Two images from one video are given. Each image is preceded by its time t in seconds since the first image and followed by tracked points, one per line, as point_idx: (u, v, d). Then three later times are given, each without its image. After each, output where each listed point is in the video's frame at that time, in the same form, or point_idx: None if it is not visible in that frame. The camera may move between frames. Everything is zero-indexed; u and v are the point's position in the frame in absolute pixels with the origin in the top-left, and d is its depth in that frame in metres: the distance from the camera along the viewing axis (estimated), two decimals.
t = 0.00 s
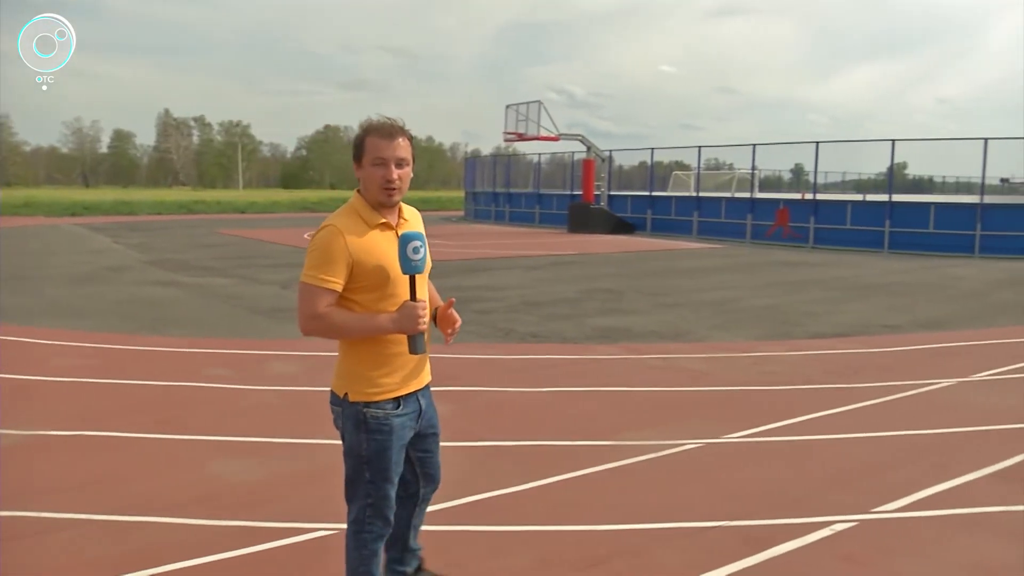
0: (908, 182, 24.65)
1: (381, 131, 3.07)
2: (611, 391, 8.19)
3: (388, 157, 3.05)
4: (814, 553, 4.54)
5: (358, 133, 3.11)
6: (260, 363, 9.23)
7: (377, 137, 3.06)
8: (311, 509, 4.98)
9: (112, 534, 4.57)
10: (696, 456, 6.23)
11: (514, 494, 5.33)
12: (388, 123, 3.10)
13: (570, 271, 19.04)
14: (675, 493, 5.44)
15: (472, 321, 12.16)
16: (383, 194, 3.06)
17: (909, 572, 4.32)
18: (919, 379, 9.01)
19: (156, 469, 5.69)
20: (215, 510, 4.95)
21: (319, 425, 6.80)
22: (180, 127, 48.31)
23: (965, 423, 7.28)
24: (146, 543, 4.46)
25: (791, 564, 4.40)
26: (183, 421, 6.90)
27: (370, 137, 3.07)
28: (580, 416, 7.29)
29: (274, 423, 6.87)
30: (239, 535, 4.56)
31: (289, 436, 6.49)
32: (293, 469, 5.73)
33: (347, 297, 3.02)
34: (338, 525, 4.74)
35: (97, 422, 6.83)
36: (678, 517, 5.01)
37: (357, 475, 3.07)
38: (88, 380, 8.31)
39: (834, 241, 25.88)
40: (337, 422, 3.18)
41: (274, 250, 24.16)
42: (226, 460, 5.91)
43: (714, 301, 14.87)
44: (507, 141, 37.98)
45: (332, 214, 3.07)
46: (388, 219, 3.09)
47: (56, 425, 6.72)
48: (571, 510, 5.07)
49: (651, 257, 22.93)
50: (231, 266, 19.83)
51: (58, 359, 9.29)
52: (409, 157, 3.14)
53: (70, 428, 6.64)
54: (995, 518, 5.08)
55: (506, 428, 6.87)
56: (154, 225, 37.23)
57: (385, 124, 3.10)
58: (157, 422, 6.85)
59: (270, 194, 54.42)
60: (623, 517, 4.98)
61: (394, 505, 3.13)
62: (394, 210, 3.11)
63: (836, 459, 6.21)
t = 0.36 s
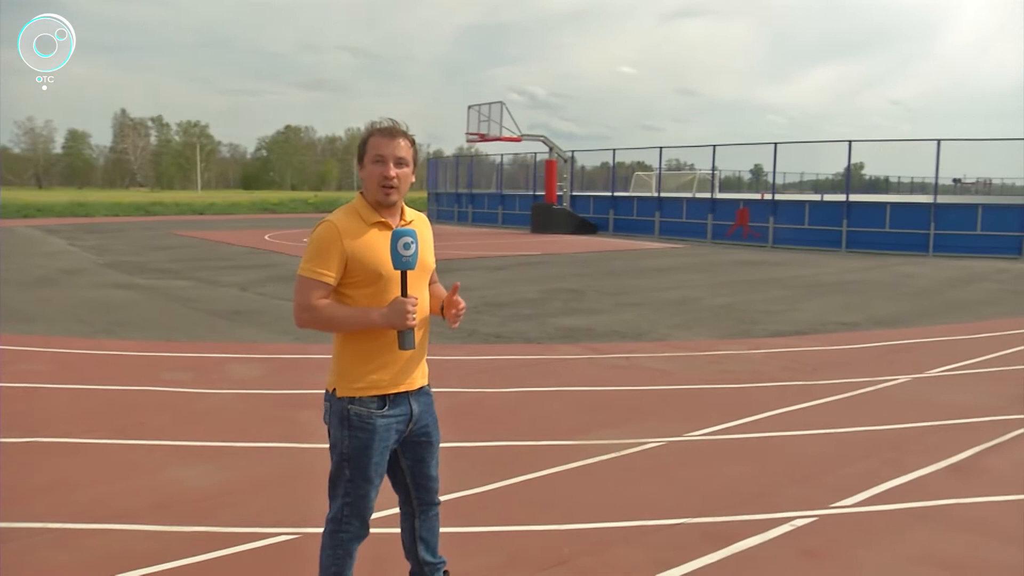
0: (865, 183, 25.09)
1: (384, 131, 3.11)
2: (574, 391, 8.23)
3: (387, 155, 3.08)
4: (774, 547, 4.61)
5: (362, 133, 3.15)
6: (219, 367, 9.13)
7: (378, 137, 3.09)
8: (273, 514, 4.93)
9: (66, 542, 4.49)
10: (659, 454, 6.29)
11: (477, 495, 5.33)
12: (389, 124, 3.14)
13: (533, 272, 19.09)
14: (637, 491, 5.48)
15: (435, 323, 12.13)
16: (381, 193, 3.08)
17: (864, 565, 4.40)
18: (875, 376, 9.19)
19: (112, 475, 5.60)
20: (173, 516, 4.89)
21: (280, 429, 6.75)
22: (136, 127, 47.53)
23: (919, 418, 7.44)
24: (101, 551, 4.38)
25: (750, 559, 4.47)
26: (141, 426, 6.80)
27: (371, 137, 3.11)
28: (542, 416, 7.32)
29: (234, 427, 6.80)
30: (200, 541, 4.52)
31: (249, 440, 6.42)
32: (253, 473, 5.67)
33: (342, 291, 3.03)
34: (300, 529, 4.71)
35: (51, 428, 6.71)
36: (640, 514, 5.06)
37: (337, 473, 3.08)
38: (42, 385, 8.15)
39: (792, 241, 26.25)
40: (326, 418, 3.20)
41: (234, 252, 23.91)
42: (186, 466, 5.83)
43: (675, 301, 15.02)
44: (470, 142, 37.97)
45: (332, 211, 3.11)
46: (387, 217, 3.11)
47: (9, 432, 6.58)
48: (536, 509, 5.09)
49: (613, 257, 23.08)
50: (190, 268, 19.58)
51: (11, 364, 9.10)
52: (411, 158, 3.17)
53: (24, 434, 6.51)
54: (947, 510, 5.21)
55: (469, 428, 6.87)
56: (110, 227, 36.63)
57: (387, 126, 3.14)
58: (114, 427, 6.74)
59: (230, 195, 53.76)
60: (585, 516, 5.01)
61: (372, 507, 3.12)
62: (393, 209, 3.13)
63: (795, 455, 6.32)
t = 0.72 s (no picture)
0: (830, 183, 25.74)
1: (409, 137, 3.11)
2: (544, 391, 8.23)
3: (412, 161, 3.08)
4: (744, 544, 4.63)
5: (388, 138, 3.16)
6: (184, 370, 9.00)
7: (404, 142, 3.10)
8: (239, 518, 4.86)
9: (25, 550, 4.39)
10: (629, 454, 6.30)
11: (446, 497, 5.29)
12: (415, 129, 3.15)
13: (503, 272, 19.07)
14: (608, 491, 5.48)
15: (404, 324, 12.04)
16: (404, 196, 3.09)
17: (833, 561, 4.43)
18: (841, 373, 9.29)
19: (75, 481, 5.49)
20: (138, 522, 4.80)
21: (247, 432, 6.66)
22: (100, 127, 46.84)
23: (884, 415, 7.54)
24: (63, 558, 4.29)
25: (720, 556, 4.48)
26: (104, 430, 6.68)
27: (397, 141, 3.12)
28: (512, 416, 7.30)
29: (200, 431, 6.71)
30: (164, 547, 4.43)
31: (216, 444, 6.33)
32: (219, 478, 5.59)
33: (359, 285, 3.05)
34: (267, 533, 4.65)
35: (11, 433, 6.56)
36: (611, 513, 5.05)
37: (352, 462, 3.04)
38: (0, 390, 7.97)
39: (758, 240, 26.53)
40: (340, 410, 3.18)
41: (200, 253, 23.62)
42: (151, 471, 5.72)
43: (644, 300, 15.09)
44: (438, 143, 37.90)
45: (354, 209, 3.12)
46: (406, 217, 3.12)
47: None
48: (506, 510, 5.08)
49: (583, 257, 23.16)
50: (155, 270, 19.30)
51: None
52: (433, 162, 3.17)
53: None
54: (912, 505, 5.27)
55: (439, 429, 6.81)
56: (72, 229, 35.99)
57: (414, 132, 3.15)
58: (77, 433, 6.61)
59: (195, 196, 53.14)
60: (555, 516, 5.00)
61: (386, 498, 3.08)
62: (414, 211, 3.14)
63: (764, 452, 6.36)
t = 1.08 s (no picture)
0: (791, 184, 26.39)
1: (402, 137, 3.13)
2: (508, 392, 8.24)
3: (405, 160, 3.10)
4: (706, 542, 4.69)
5: (379, 138, 3.18)
6: (144, 374, 8.86)
7: (397, 141, 3.11)
8: (202, 523, 4.82)
9: None
10: (593, 453, 6.34)
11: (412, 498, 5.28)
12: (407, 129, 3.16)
13: (467, 273, 19.04)
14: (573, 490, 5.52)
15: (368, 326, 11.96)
16: (397, 194, 3.10)
17: (793, 556, 4.51)
18: (801, 371, 9.43)
19: (31, 488, 5.38)
20: (97, 529, 4.73)
21: (209, 437, 6.58)
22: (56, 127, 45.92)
23: (841, 412, 7.67)
24: (20, 568, 4.21)
25: (684, 553, 4.54)
26: (61, 437, 6.55)
27: (389, 141, 3.12)
28: (477, 417, 7.29)
29: (160, 436, 6.61)
30: (125, 555, 4.37)
31: (177, 450, 6.25)
32: (181, 483, 5.52)
33: (356, 284, 3.05)
34: (231, 538, 4.60)
35: None
36: (576, 513, 5.08)
37: (368, 462, 3.05)
38: None
39: (721, 240, 26.79)
40: (339, 416, 3.17)
41: (160, 255, 23.25)
42: (110, 477, 5.63)
43: (608, 300, 15.17)
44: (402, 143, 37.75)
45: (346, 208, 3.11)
46: (399, 216, 3.14)
47: None
48: (471, 511, 5.08)
49: (548, 258, 23.22)
50: (113, 273, 18.97)
51: None
52: (424, 162, 3.20)
53: None
54: (870, 500, 5.38)
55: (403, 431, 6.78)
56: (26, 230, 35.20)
57: (405, 131, 3.16)
58: (33, 439, 6.47)
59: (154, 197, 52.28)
60: (521, 516, 5.02)
61: (411, 486, 3.11)
62: (406, 210, 3.16)
63: (726, 450, 6.43)
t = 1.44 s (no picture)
0: (755, 184, 26.52)
1: (394, 140, 3.09)
2: (477, 393, 8.21)
3: (399, 164, 3.07)
4: (675, 539, 4.70)
5: (370, 142, 3.13)
6: (105, 379, 8.69)
7: (390, 145, 3.07)
8: (165, 529, 4.73)
9: None
10: (562, 453, 6.34)
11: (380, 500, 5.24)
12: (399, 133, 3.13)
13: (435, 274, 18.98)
14: (542, 490, 5.51)
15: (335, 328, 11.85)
16: (392, 199, 3.07)
17: (762, 552, 4.54)
18: (767, 369, 9.52)
19: None
20: (57, 536, 4.62)
21: (173, 441, 6.47)
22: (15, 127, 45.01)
23: (806, 409, 7.76)
24: None
25: (654, 551, 4.55)
26: (18, 443, 6.40)
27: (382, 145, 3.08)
28: (446, 419, 7.25)
29: (121, 441, 6.49)
30: (85, 562, 4.27)
31: (140, 454, 6.13)
32: (145, 488, 5.42)
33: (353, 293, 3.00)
34: (196, 544, 4.53)
35: None
36: (546, 513, 5.07)
37: (377, 471, 3.03)
38: None
39: (687, 240, 26.99)
40: (340, 428, 3.12)
41: (122, 257, 22.88)
42: (70, 483, 5.51)
43: (575, 300, 15.19)
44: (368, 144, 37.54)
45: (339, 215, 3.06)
46: (392, 222, 3.11)
47: None
48: (441, 512, 5.04)
49: (516, 258, 23.23)
50: (73, 276, 18.61)
51: None
52: (416, 166, 3.17)
53: None
54: (837, 495, 5.44)
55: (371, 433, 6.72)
56: None
57: (397, 134, 3.12)
58: None
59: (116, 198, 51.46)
60: (491, 517, 4.99)
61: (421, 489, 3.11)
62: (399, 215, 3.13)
63: (694, 448, 6.47)
